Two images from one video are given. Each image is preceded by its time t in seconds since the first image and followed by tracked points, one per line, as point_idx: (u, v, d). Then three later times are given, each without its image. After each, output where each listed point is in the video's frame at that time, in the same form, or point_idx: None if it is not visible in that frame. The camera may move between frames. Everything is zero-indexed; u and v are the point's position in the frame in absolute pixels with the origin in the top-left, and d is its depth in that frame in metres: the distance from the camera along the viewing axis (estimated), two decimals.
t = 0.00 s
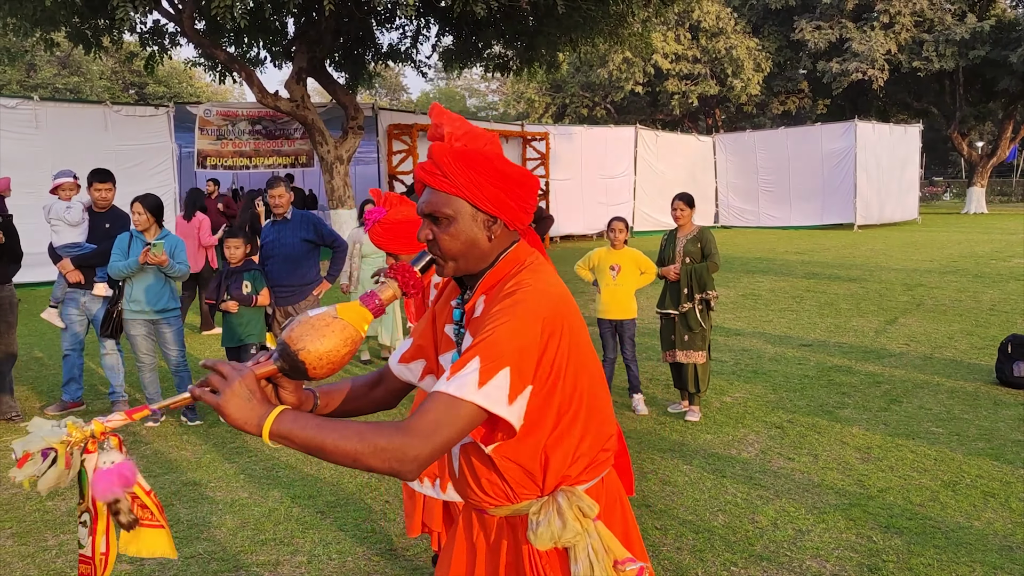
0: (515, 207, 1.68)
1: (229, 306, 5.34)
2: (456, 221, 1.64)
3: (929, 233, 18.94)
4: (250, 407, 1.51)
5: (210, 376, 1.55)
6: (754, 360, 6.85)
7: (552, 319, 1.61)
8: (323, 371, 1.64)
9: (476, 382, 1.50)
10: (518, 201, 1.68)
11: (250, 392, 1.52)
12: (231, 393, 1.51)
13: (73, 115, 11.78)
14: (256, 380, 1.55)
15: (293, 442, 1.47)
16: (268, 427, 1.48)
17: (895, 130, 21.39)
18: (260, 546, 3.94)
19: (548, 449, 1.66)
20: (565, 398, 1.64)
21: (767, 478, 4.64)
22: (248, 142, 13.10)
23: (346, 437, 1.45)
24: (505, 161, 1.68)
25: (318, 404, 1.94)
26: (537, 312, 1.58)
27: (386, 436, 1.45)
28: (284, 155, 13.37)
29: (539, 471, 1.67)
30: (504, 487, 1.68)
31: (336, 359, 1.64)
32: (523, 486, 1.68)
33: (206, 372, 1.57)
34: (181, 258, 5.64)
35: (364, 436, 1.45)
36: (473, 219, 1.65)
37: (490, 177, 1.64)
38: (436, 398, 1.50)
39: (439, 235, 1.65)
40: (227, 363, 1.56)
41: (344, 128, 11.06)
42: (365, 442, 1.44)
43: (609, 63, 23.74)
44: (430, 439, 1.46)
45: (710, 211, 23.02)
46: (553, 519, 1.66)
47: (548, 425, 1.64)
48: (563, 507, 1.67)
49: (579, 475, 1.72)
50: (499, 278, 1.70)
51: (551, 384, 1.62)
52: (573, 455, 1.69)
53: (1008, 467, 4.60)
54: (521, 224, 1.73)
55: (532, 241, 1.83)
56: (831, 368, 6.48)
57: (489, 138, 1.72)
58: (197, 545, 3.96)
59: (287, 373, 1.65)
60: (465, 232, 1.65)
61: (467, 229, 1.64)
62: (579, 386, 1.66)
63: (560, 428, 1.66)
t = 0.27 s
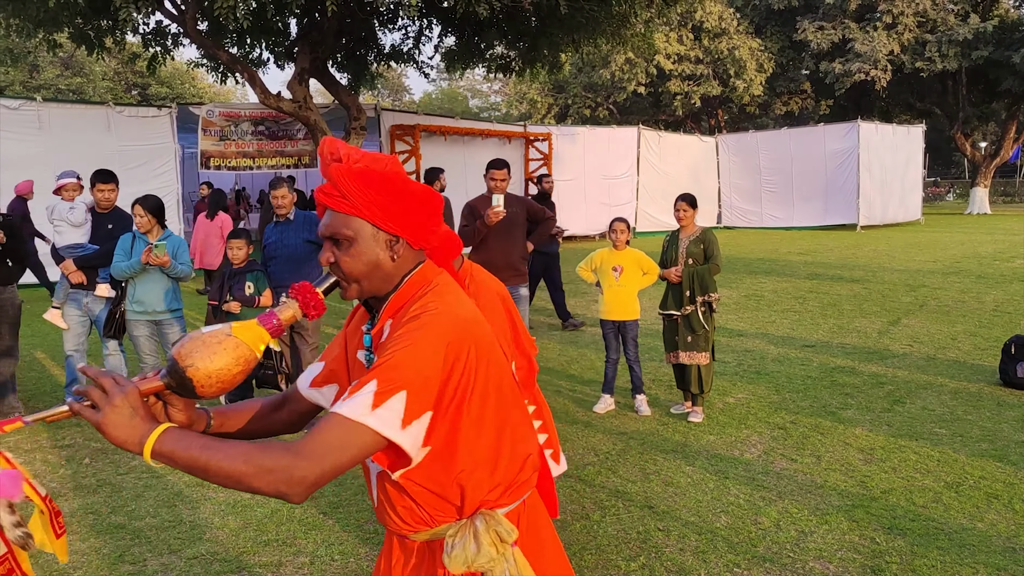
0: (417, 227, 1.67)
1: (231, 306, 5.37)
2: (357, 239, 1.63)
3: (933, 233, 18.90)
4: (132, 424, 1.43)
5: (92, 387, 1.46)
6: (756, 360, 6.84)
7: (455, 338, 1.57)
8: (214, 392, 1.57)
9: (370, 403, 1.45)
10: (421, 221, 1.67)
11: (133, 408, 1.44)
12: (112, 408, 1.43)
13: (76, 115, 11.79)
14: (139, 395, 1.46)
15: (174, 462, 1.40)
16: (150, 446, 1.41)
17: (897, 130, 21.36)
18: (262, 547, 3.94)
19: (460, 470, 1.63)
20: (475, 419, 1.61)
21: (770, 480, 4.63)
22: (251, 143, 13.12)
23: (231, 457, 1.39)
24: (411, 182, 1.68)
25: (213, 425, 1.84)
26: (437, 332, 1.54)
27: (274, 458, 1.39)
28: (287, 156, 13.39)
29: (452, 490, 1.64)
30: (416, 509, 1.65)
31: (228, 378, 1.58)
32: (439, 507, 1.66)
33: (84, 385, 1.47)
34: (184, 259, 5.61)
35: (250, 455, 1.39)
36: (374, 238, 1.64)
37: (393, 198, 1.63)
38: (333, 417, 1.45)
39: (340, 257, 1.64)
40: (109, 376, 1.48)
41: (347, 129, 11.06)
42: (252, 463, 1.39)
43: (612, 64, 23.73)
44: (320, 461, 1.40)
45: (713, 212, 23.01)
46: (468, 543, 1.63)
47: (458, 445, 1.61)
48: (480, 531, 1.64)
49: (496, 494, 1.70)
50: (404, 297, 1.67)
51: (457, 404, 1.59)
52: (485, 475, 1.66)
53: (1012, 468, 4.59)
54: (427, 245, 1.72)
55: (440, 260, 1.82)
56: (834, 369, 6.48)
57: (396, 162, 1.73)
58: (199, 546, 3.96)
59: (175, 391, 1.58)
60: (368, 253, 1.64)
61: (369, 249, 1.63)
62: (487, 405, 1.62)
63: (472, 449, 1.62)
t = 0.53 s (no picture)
0: (325, 252, 1.66)
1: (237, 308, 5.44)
2: (262, 272, 1.63)
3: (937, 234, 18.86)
4: (58, 491, 1.47)
5: (12, 460, 1.48)
6: (761, 361, 6.84)
7: (379, 360, 1.59)
8: (140, 442, 1.60)
9: (295, 435, 1.49)
10: (328, 244, 1.67)
11: (58, 471, 1.48)
12: (35, 479, 1.46)
13: (82, 117, 11.83)
14: (61, 459, 1.50)
15: (105, 522, 1.44)
16: (80, 510, 1.45)
17: (902, 132, 21.33)
18: (268, 547, 3.95)
19: (397, 488, 1.67)
20: (406, 437, 1.64)
21: (775, 481, 4.63)
22: (256, 144, 13.15)
23: (161, 513, 1.43)
24: (313, 204, 1.66)
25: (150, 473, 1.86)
26: (359, 357, 1.57)
27: (203, 509, 1.43)
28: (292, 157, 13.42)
29: (390, 507, 1.69)
30: (359, 533, 1.70)
31: (152, 428, 1.60)
32: (377, 527, 1.71)
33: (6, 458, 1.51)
34: (191, 260, 5.65)
35: (180, 510, 1.43)
36: (279, 266, 1.64)
37: (293, 224, 1.62)
38: (261, 462, 1.49)
39: (246, 289, 1.65)
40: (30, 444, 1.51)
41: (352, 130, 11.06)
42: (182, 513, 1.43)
43: (616, 64, 23.73)
44: (253, 504, 1.44)
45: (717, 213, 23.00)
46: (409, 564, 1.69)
47: (391, 465, 1.64)
48: (422, 554, 1.68)
49: (438, 508, 1.74)
50: (324, 322, 1.70)
51: (383, 425, 1.62)
52: (422, 490, 1.70)
53: (1017, 469, 4.59)
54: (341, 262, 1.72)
55: (361, 277, 1.83)
56: (839, 370, 6.48)
57: (302, 178, 1.71)
58: (204, 546, 3.97)
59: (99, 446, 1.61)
60: (272, 282, 1.64)
61: (273, 279, 1.64)
62: (417, 421, 1.65)
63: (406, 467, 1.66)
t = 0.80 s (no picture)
0: (247, 258, 1.55)
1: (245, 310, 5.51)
2: (180, 284, 1.51)
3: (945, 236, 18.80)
4: None
5: None
6: (768, 363, 6.83)
7: (308, 366, 1.49)
8: (58, 473, 1.45)
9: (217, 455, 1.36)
10: (249, 250, 1.55)
11: None
12: None
13: (91, 120, 11.86)
14: None
15: (19, 562, 1.29)
16: None
17: (909, 133, 21.27)
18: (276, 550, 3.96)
19: (335, 504, 1.54)
20: (342, 447, 1.53)
21: (784, 483, 4.63)
22: (264, 147, 13.18)
23: (83, 549, 1.28)
24: (224, 209, 1.54)
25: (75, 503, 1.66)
26: (285, 363, 1.46)
27: (125, 540, 1.28)
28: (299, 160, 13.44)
29: (331, 528, 1.56)
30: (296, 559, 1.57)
31: (70, 459, 1.45)
32: (321, 549, 1.58)
33: None
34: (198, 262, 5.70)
35: (100, 544, 1.28)
36: (197, 277, 1.52)
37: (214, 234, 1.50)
38: (183, 483, 1.35)
39: (163, 304, 1.53)
40: None
41: (359, 133, 11.08)
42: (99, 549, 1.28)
43: (622, 66, 23.71)
44: (181, 533, 1.31)
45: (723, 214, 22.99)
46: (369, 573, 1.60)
47: (327, 478, 1.52)
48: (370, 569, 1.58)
49: (379, 524, 1.61)
50: (249, 333, 1.58)
51: (316, 439, 1.50)
52: (364, 506, 1.58)
53: None
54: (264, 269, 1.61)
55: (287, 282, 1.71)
56: (847, 372, 6.47)
57: (217, 185, 1.60)
58: (212, 548, 3.98)
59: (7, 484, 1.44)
60: (192, 295, 1.53)
61: (193, 291, 1.52)
62: (353, 433, 1.54)
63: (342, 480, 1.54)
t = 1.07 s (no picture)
0: (171, 266, 1.44)
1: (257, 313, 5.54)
2: (98, 296, 1.40)
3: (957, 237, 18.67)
4: None
5: None
6: (779, 365, 6.81)
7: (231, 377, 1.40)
8: None
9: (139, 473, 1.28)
10: (177, 258, 1.45)
11: None
12: None
13: (103, 123, 11.94)
14: None
15: None
16: None
17: (921, 133, 21.16)
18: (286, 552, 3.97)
19: (264, 519, 1.47)
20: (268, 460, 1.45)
21: (795, 485, 4.61)
22: (274, 150, 13.23)
23: None
24: (152, 216, 1.42)
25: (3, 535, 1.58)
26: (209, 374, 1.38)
27: None
28: (310, 162, 13.48)
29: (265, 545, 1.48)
30: None
31: None
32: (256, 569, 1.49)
33: None
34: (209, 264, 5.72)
35: None
36: (118, 288, 1.42)
37: (135, 241, 1.40)
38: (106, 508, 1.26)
39: (81, 318, 1.42)
40: None
41: (370, 135, 11.10)
42: None
43: (631, 68, 23.67)
44: (106, 560, 1.21)
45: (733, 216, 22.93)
46: None
47: (254, 491, 1.45)
48: None
49: (321, 541, 1.52)
50: (176, 344, 1.49)
51: (244, 452, 1.42)
52: (302, 522, 1.49)
53: None
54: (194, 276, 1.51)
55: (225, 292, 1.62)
56: (859, 374, 6.44)
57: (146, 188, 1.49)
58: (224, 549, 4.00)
59: None
60: (113, 307, 1.42)
61: (113, 303, 1.42)
62: (286, 444, 1.46)
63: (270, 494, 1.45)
